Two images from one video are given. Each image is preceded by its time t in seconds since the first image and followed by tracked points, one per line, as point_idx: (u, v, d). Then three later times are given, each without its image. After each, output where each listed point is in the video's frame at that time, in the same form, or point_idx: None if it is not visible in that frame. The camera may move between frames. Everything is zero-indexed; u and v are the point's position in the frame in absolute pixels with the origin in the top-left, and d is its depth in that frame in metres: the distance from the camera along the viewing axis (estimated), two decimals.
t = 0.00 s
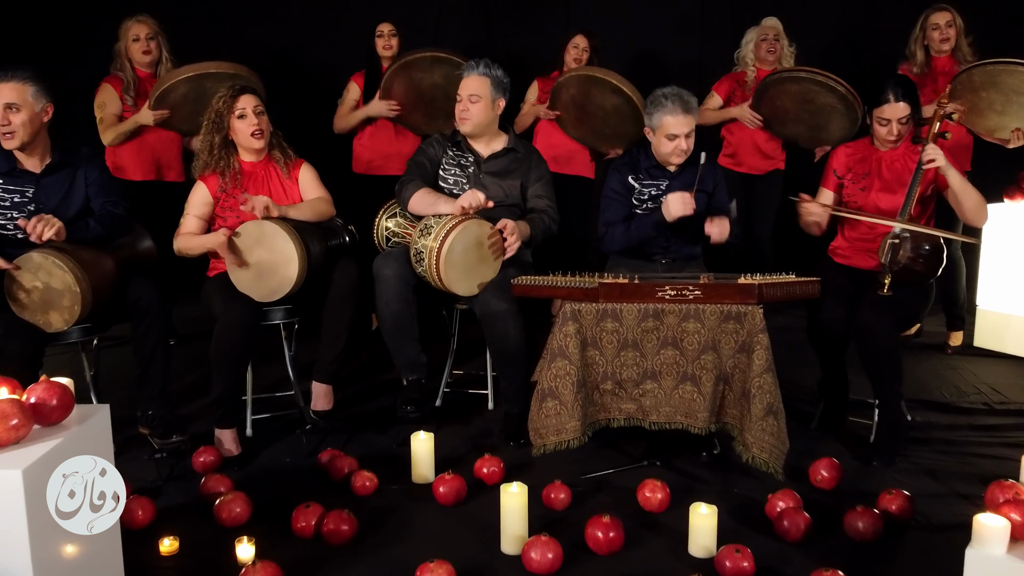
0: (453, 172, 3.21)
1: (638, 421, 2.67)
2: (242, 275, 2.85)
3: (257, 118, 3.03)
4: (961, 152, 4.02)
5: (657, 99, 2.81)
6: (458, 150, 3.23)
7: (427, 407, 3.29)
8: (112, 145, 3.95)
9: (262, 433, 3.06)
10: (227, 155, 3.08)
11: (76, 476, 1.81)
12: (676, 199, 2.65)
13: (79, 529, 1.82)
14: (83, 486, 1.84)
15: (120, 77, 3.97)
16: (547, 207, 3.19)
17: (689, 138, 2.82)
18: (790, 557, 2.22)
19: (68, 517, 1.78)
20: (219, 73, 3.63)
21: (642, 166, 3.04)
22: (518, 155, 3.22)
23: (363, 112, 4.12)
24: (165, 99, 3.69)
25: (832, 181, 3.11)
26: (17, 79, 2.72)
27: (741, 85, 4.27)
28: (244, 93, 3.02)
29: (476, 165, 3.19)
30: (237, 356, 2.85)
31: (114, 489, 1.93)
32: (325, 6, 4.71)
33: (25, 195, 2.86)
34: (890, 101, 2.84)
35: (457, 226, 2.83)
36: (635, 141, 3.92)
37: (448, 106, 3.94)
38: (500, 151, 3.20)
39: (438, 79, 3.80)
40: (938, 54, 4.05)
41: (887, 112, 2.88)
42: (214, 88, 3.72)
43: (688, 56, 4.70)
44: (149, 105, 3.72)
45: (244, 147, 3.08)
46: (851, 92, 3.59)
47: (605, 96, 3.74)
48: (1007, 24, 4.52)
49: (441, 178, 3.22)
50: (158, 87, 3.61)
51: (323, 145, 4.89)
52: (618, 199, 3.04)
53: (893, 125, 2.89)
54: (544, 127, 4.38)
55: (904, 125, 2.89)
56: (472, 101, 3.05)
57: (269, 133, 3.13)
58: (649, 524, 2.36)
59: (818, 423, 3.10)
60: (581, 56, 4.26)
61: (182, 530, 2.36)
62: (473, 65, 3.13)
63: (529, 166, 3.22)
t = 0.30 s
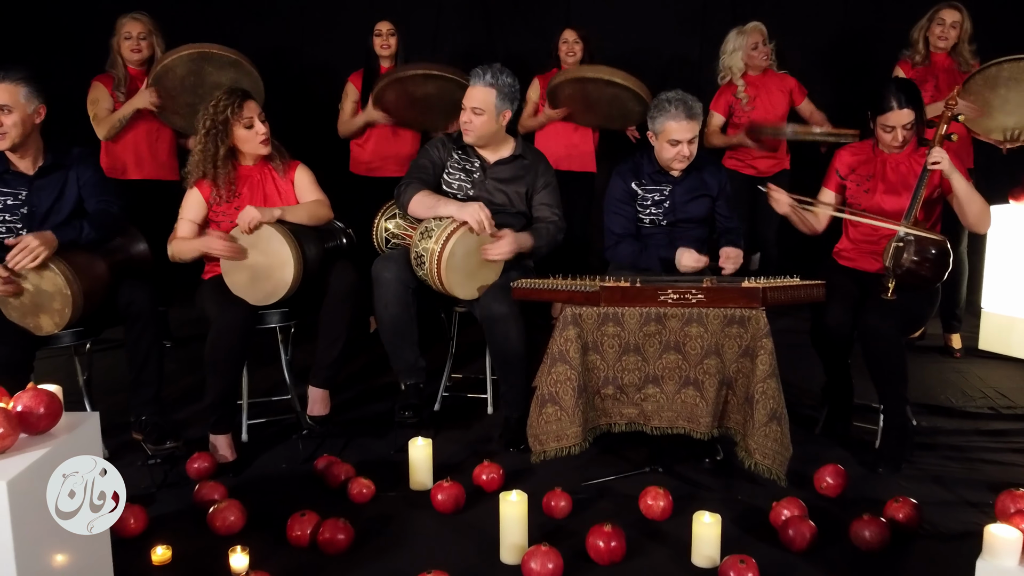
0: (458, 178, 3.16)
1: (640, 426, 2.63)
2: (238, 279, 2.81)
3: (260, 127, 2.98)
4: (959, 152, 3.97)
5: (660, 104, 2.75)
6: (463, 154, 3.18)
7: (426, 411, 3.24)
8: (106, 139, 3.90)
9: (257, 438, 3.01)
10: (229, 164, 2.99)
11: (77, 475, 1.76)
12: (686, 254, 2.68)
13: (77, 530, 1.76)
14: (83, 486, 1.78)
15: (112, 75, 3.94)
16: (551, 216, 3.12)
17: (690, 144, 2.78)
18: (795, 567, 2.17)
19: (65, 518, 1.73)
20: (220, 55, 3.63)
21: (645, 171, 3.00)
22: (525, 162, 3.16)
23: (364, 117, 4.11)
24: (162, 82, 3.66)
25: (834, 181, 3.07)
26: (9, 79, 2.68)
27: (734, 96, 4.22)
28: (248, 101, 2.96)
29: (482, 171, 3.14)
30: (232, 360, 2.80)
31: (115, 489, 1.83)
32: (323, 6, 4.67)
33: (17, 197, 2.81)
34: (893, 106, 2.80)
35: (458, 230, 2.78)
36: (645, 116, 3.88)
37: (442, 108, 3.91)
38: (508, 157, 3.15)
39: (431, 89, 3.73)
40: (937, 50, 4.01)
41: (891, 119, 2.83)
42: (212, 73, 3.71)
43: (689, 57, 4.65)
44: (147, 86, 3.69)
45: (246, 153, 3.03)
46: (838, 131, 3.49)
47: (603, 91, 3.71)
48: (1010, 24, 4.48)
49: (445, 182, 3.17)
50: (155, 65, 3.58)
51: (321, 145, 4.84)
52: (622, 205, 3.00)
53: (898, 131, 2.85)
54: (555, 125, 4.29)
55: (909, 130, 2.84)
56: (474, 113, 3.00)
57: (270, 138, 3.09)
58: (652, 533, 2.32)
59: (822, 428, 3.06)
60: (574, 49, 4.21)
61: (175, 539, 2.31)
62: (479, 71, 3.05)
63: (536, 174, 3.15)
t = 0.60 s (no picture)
0: (459, 177, 3.11)
1: (642, 432, 2.58)
2: (231, 282, 2.75)
3: (254, 128, 2.95)
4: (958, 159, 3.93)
5: (662, 100, 2.72)
6: (466, 154, 3.13)
7: (424, 416, 3.20)
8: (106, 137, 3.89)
9: (253, 443, 2.97)
10: (227, 165, 2.95)
11: (77, 476, 1.74)
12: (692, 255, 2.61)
13: (77, 530, 1.75)
14: (82, 485, 1.75)
15: (107, 75, 3.91)
16: (557, 217, 3.10)
17: (693, 140, 2.73)
18: None
19: (66, 518, 1.73)
20: (215, 49, 3.54)
21: (647, 169, 2.95)
22: (528, 164, 3.12)
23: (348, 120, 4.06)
24: (161, 74, 3.62)
25: (842, 189, 2.99)
26: None
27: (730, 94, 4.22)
28: (243, 102, 2.94)
29: (484, 172, 3.09)
30: (226, 365, 2.75)
31: (115, 489, 1.80)
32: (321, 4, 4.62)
33: (7, 198, 2.76)
34: (890, 114, 2.75)
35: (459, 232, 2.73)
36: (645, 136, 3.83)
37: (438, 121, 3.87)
38: (511, 159, 3.10)
39: (431, 96, 3.68)
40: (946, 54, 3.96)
41: (889, 126, 2.78)
42: (210, 67, 3.64)
43: (691, 56, 4.60)
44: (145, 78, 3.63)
45: (240, 154, 2.99)
46: (842, 96, 3.46)
47: (604, 103, 3.66)
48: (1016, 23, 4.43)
49: (446, 183, 3.12)
50: (153, 59, 3.53)
51: (320, 146, 4.80)
52: (624, 205, 2.94)
53: (897, 138, 2.80)
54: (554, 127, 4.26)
55: (908, 135, 2.80)
56: (480, 109, 2.95)
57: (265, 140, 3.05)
58: (654, 542, 2.27)
59: (826, 434, 3.01)
60: (571, 52, 4.17)
61: (166, 547, 2.26)
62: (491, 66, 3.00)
63: (539, 176, 3.12)
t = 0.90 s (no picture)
0: (456, 177, 3.06)
1: (644, 439, 2.54)
2: (227, 285, 2.71)
3: (245, 127, 2.89)
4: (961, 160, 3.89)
5: (661, 92, 2.68)
6: (462, 154, 3.09)
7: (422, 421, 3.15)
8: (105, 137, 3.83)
9: (248, 449, 2.92)
10: (214, 165, 2.91)
11: (78, 475, 1.74)
12: (693, 245, 2.57)
13: (77, 530, 1.75)
14: (82, 485, 1.75)
15: (104, 73, 3.85)
16: (553, 216, 3.04)
17: (689, 134, 2.68)
18: None
19: (66, 518, 1.73)
20: (201, 34, 3.45)
21: (645, 167, 2.90)
22: (526, 162, 3.07)
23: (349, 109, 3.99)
24: (148, 69, 3.54)
25: (841, 183, 2.98)
26: None
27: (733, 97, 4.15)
28: (233, 101, 2.88)
29: (482, 172, 3.05)
30: (220, 369, 2.70)
31: (115, 489, 1.79)
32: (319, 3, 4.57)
33: None
34: (902, 112, 2.71)
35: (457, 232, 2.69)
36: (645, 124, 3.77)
37: (437, 112, 3.84)
38: (506, 158, 3.06)
39: (431, 81, 3.64)
40: (956, 53, 3.91)
41: (900, 124, 2.74)
42: (198, 53, 3.57)
43: (693, 56, 4.56)
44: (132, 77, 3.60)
45: (231, 154, 2.94)
46: (841, 116, 3.47)
47: (601, 93, 3.60)
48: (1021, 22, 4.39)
49: (443, 183, 3.08)
50: (140, 52, 3.45)
51: (318, 147, 4.76)
52: (622, 205, 2.88)
53: (908, 136, 2.76)
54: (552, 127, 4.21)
55: (919, 134, 2.76)
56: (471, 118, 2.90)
57: (257, 139, 3.00)
58: (656, 552, 2.22)
59: (831, 439, 2.97)
60: (576, 46, 4.12)
61: (159, 556, 2.22)
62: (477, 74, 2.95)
63: (537, 174, 3.07)
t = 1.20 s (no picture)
0: (450, 177, 3.01)
1: (646, 445, 2.49)
2: (221, 287, 2.66)
3: (238, 124, 2.84)
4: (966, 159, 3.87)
5: (662, 92, 2.63)
6: (454, 154, 3.04)
7: (420, 425, 3.11)
8: (99, 135, 3.78)
9: (243, 454, 2.88)
10: (207, 164, 2.86)
11: (78, 475, 1.72)
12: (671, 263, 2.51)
13: (77, 530, 1.73)
14: (83, 485, 1.73)
15: (97, 75, 3.80)
16: (556, 205, 3.00)
17: (690, 135, 2.63)
18: None
19: (66, 516, 1.71)
20: (211, 40, 3.50)
21: (646, 168, 2.84)
22: (518, 157, 3.02)
23: (348, 116, 3.91)
24: (153, 67, 3.55)
25: (848, 191, 2.92)
26: None
27: (735, 90, 4.12)
28: (224, 98, 2.84)
29: (474, 170, 3.00)
30: (214, 375, 2.65)
31: (115, 488, 1.78)
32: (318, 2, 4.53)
33: None
34: (905, 112, 2.66)
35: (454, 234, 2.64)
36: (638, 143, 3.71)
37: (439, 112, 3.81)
38: (497, 154, 3.00)
39: (437, 81, 3.65)
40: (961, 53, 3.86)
41: (906, 124, 2.69)
42: (204, 59, 3.58)
43: (695, 55, 4.51)
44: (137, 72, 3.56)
45: (224, 153, 2.89)
46: (847, 84, 3.41)
47: (602, 103, 3.58)
48: None
49: (437, 184, 3.03)
50: (145, 50, 3.48)
51: (316, 148, 4.72)
52: (622, 206, 2.84)
53: (915, 136, 2.71)
54: (556, 132, 4.17)
55: (926, 134, 2.71)
56: (464, 108, 2.86)
57: (250, 137, 2.95)
58: (659, 560, 2.17)
59: (836, 444, 2.92)
60: (573, 49, 4.06)
61: (150, 565, 2.17)
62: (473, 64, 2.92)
63: (531, 169, 3.03)
